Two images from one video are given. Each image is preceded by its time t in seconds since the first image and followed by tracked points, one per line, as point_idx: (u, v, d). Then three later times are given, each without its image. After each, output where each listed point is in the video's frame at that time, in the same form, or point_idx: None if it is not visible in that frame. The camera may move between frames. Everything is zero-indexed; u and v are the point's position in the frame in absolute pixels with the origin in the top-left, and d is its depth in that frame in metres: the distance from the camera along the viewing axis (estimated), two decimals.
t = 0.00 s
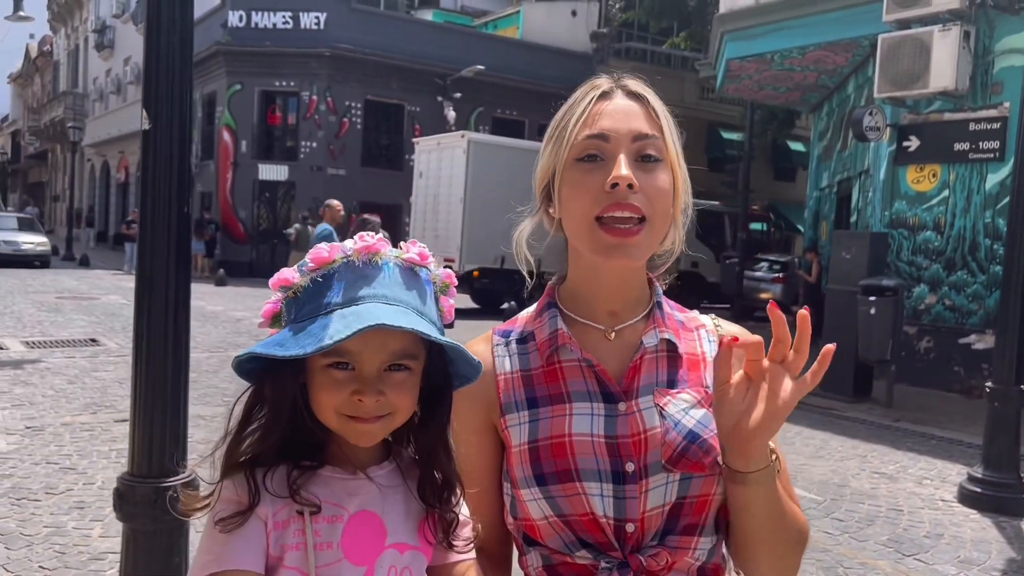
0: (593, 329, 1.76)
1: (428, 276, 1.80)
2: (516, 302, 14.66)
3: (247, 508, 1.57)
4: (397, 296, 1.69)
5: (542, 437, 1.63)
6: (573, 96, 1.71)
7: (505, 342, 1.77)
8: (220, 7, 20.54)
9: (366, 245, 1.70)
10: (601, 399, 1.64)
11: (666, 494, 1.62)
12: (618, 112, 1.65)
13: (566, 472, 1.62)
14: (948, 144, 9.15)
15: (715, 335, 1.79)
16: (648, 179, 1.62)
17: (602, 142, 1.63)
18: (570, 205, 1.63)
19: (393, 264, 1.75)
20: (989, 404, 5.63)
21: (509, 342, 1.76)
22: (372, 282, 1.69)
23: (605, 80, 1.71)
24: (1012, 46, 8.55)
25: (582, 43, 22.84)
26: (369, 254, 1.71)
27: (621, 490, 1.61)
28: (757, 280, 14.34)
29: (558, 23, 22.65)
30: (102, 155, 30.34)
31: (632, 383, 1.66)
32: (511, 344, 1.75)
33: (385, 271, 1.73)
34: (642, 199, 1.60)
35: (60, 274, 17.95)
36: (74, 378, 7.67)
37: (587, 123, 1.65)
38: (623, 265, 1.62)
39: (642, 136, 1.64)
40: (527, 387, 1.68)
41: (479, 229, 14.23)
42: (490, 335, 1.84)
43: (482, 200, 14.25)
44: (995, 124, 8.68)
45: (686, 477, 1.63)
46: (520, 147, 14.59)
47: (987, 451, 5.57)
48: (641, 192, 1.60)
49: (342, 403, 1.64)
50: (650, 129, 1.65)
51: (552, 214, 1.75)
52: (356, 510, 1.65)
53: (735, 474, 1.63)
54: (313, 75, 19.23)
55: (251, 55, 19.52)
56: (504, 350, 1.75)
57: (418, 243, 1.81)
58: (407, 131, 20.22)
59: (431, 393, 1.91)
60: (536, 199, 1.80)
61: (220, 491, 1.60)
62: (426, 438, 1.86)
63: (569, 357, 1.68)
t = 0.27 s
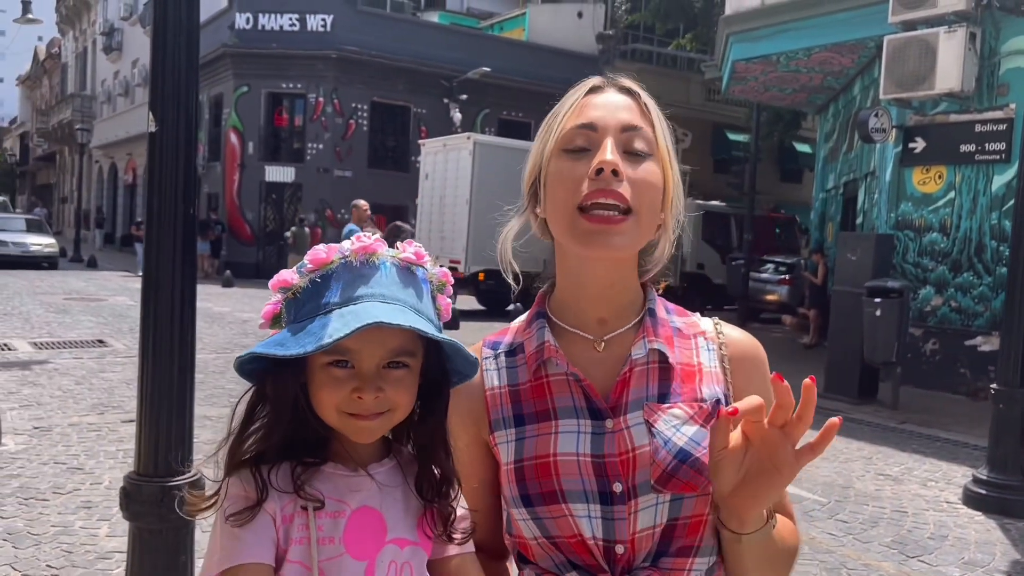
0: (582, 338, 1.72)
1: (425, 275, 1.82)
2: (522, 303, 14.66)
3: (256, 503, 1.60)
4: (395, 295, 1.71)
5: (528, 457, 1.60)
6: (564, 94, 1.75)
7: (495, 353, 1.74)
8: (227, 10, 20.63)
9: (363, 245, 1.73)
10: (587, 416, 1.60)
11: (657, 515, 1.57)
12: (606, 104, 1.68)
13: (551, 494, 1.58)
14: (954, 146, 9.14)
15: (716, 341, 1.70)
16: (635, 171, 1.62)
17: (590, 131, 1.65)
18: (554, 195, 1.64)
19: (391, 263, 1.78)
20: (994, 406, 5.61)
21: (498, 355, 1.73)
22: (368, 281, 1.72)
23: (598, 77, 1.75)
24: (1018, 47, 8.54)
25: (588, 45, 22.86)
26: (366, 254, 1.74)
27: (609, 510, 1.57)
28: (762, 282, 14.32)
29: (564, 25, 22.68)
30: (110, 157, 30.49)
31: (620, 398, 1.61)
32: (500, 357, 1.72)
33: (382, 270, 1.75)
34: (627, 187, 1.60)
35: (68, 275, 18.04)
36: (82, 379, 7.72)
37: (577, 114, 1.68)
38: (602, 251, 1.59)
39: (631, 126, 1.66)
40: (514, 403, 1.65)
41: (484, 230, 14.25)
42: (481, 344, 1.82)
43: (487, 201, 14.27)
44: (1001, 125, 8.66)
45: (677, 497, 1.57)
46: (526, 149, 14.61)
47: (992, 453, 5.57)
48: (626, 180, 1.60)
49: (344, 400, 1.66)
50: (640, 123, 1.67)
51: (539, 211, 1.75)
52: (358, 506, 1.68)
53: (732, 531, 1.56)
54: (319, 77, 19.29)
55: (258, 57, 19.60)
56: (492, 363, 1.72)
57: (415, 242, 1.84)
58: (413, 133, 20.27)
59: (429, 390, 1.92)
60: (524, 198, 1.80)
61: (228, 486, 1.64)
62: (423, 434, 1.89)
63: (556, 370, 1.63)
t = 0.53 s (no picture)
0: (579, 346, 1.70)
1: (420, 270, 1.84)
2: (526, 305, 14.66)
3: (257, 482, 1.63)
4: (387, 286, 1.72)
5: (518, 465, 1.60)
6: (561, 97, 1.75)
7: (495, 360, 1.73)
8: (234, 12, 20.69)
9: (356, 239, 1.78)
10: (581, 425, 1.58)
11: (645, 527, 1.55)
12: (602, 109, 1.69)
13: (540, 502, 1.58)
14: (960, 147, 9.12)
15: (718, 347, 1.66)
16: (630, 178, 1.63)
17: (584, 138, 1.66)
18: (550, 204, 1.65)
19: (385, 257, 1.80)
20: (999, 408, 5.59)
21: (497, 360, 1.73)
22: (361, 272, 1.74)
23: (595, 80, 1.75)
24: None
25: (593, 47, 22.87)
26: (359, 247, 1.77)
27: (598, 521, 1.56)
28: (768, 284, 14.31)
29: (569, 27, 22.69)
30: (117, 159, 30.61)
31: (613, 408, 1.59)
32: (499, 363, 1.72)
33: (375, 264, 1.77)
34: (622, 197, 1.60)
35: (75, 276, 18.11)
36: (88, 380, 7.75)
37: (573, 121, 1.68)
38: (599, 260, 1.59)
39: (627, 132, 1.66)
40: (509, 409, 1.65)
41: (490, 232, 14.25)
42: (481, 347, 1.82)
43: (493, 203, 14.27)
44: (1006, 127, 8.63)
45: (666, 510, 1.55)
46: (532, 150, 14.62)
47: (997, 455, 5.56)
48: (622, 189, 1.60)
49: (337, 392, 1.67)
50: (637, 128, 1.67)
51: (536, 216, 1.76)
52: (357, 501, 1.69)
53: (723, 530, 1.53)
54: (324, 79, 19.33)
55: (264, 59, 19.65)
56: (491, 368, 1.72)
57: (410, 239, 1.88)
58: (419, 135, 20.29)
59: (427, 386, 1.91)
60: (522, 202, 1.81)
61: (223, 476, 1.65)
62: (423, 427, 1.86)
63: (550, 379, 1.62)
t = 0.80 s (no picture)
0: (586, 346, 1.71)
1: (413, 278, 1.85)
2: (531, 306, 14.67)
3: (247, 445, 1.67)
4: (377, 304, 1.74)
5: (513, 451, 1.62)
6: (573, 102, 1.72)
7: (512, 351, 1.76)
8: (239, 15, 20.75)
9: (348, 253, 1.76)
10: (575, 419, 1.60)
11: (623, 525, 1.53)
12: (615, 120, 1.65)
13: (527, 489, 1.60)
14: (964, 149, 9.11)
15: (729, 356, 1.60)
16: (640, 193, 1.61)
17: (594, 153, 1.64)
18: (561, 217, 1.64)
19: (376, 270, 1.79)
20: (1004, 409, 5.58)
21: (513, 353, 1.75)
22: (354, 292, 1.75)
23: (608, 85, 1.71)
24: None
25: (598, 48, 22.88)
26: (350, 261, 1.76)
27: (580, 513, 1.56)
28: (772, 285, 14.30)
29: (573, 29, 22.70)
30: (123, 161, 30.72)
31: (607, 405, 1.60)
32: (515, 355, 1.74)
33: (368, 278, 1.78)
34: (631, 214, 1.59)
35: (82, 279, 18.18)
36: (94, 382, 7.78)
37: (583, 133, 1.66)
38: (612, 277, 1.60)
39: (638, 146, 1.63)
40: (517, 399, 1.67)
41: (494, 234, 14.26)
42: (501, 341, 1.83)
43: (497, 205, 14.28)
44: (1011, 128, 8.62)
45: (644, 509, 1.52)
46: (536, 152, 14.63)
47: (1001, 457, 5.54)
48: (631, 206, 1.59)
49: (329, 401, 1.69)
50: (648, 140, 1.64)
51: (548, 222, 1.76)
52: (351, 494, 1.70)
53: (713, 519, 1.46)
54: (329, 81, 19.37)
55: (269, 62, 19.71)
56: (508, 359, 1.74)
57: (403, 248, 1.84)
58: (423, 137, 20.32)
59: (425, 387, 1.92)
60: (534, 205, 1.81)
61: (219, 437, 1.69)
62: (414, 427, 1.87)
63: (554, 373, 1.65)
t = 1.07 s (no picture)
0: (590, 344, 1.72)
1: (410, 277, 1.87)
2: (535, 308, 14.68)
3: (240, 463, 1.67)
4: (373, 296, 1.76)
5: (516, 444, 1.64)
6: (581, 108, 1.71)
7: (522, 350, 1.78)
8: (244, 18, 20.82)
9: (346, 248, 1.79)
10: (575, 412, 1.62)
11: (617, 516, 1.54)
12: (623, 129, 1.65)
13: (527, 481, 1.62)
14: (968, 150, 9.10)
15: (731, 357, 1.57)
16: (648, 204, 1.62)
17: (603, 163, 1.64)
18: (570, 225, 1.66)
19: (374, 265, 1.82)
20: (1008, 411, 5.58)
21: (523, 352, 1.78)
22: (349, 283, 1.77)
23: (615, 89, 1.70)
24: None
25: (602, 50, 22.89)
26: (349, 256, 1.79)
27: (576, 503, 1.58)
28: (777, 287, 14.31)
29: (577, 31, 22.71)
30: (128, 163, 30.82)
31: (607, 399, 1.61)
32: (524, 354, 1.76)
33: (365, 272, 1.80)
34: (639, 226, 1.60)
35: (87, 280, 18.24)
36: (100, 384, 7.80)
37: (592, 142, 1.66)
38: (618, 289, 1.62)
39: (646, 157, 1.64)
40: (522, 395, 1.70)
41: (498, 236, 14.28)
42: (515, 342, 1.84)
43: (501, 207, 14.30)
44: (1015, 130, 8.62)
45: (638, 501, 1.53)
46: (541, 154, 14.65)
47: (1006, 458, 5.54)
48: (638, 218, 1.60)
49: (325, 397, 1.70)
50: (656, 150, 1.65)
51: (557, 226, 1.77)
52: (352, 492, 1.72)
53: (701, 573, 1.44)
54: (334, 84, 19.42)
55: (274, 64, 19.76)
56: (518, 358, 1.76)
57: (400, 245, 1.87)
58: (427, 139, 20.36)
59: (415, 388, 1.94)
60: (543, 207, 1.82)
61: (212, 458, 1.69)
62: (406, 431, 1.86)
63: (557, 369, 1.67)
